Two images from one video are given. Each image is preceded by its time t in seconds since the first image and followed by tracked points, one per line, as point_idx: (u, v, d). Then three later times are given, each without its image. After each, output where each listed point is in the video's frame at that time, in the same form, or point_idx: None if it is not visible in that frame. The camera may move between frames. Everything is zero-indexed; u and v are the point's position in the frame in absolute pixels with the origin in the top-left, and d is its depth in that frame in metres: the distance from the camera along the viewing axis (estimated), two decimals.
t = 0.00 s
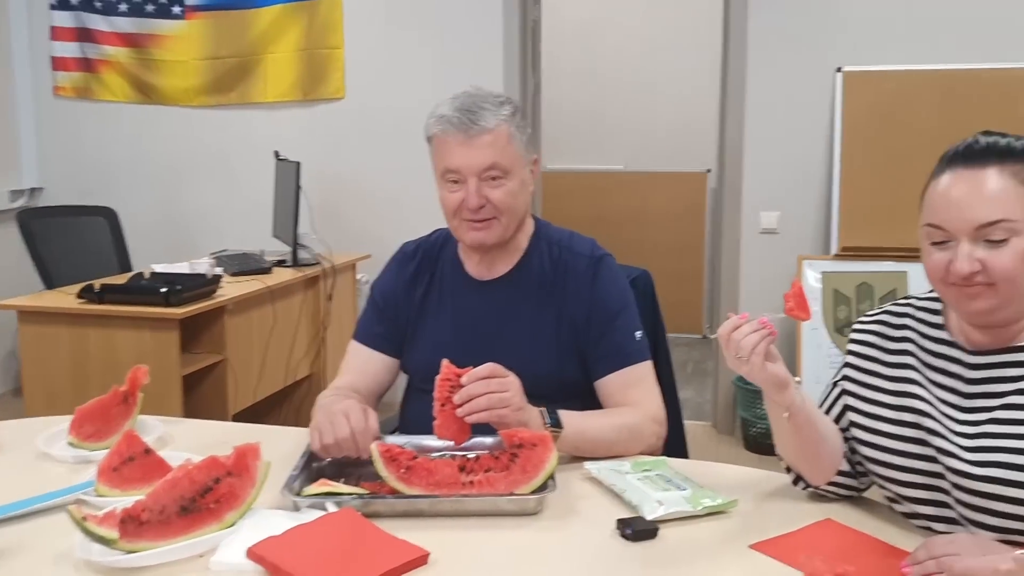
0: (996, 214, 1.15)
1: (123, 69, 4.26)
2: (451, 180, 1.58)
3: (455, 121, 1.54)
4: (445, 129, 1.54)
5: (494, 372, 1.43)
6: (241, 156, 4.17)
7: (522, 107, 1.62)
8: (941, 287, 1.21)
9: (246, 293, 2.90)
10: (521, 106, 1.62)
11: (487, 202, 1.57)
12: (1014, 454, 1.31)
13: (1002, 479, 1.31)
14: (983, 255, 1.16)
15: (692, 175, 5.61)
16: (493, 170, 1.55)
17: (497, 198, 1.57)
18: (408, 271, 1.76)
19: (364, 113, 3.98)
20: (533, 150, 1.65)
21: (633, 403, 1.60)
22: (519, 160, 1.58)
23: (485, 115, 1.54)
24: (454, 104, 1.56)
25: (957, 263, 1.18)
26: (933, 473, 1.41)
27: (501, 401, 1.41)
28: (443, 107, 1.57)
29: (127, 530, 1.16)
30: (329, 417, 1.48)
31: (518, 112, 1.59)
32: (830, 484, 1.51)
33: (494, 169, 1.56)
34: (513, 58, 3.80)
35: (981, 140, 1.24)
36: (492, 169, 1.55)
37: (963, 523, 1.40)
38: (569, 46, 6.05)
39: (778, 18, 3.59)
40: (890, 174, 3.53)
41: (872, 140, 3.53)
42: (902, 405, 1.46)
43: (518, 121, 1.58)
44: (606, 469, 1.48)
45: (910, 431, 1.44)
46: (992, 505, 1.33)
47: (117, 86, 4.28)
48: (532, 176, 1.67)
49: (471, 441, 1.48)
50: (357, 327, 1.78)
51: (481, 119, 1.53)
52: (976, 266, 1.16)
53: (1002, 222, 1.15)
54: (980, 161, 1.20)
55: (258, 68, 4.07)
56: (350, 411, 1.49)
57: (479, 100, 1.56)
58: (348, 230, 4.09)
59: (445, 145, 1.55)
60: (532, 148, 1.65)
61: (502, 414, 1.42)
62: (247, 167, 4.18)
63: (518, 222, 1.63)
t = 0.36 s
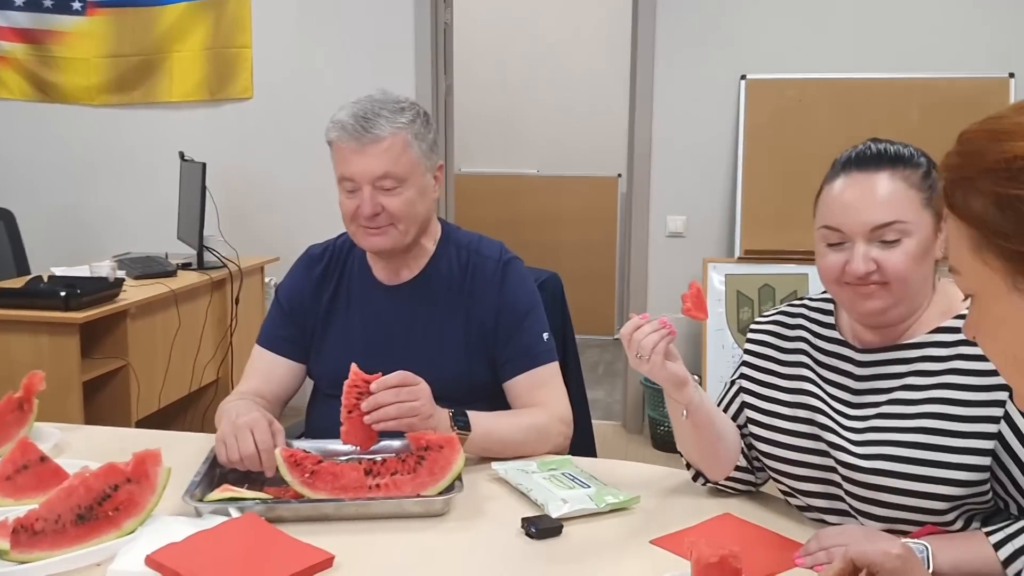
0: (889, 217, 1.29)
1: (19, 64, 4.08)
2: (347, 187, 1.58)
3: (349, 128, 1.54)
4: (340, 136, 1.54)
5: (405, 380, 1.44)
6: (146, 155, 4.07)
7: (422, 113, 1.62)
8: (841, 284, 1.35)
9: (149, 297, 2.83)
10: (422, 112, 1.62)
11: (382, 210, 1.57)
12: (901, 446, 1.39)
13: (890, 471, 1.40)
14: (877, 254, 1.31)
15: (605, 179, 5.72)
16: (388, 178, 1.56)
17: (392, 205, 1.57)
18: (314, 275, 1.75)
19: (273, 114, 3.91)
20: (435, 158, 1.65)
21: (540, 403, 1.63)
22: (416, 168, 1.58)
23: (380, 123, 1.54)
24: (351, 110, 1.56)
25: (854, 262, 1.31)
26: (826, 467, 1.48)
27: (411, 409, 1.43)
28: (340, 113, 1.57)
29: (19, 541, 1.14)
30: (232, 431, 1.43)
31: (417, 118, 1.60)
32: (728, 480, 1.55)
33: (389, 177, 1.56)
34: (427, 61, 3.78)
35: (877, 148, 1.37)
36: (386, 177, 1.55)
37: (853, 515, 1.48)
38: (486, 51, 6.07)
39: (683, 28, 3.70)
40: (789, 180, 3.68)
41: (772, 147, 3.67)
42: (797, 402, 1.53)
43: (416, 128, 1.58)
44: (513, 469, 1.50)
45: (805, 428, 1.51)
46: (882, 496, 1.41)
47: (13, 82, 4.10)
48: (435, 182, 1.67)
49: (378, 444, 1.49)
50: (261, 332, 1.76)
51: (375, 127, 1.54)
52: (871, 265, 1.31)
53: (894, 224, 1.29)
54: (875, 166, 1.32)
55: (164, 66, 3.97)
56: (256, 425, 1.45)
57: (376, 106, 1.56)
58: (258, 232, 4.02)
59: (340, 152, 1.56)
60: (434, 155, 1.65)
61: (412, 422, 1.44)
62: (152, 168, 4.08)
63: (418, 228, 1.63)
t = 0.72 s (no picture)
0: (830, 205, 1.44)
1: None
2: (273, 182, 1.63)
3: (276, 123, 1.59)
4: (267, 130, 1.60)
5: (339, 379, 1.46)
6: (81, 151, 3.98)
7: (354, 116, 1.65)
8: (781, 267, 1.47)
9: (82, 295, 2.78)
10: (354, 115, 1.65)
11: (300, 207, 1.60)
12: (822, 437, 1.45)
13: (812, 460, 1.45)
14: (817, 239, 1.44)
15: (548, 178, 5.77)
16: (306, 176, 1.59)
17: (310, 204, 1.59)
18: (250, 271, 1.75)
19: (211, 110, 3.87)
20: (366, 161, 1.67)
21: (477, 399, 1.65)
22: (338, 169, 1.60)
23: (304, 121, 1.58)
24: (283, 107, 1.61)
25: (797, 245, 1.44)
26: (751, 458, 1.53)
27: (346, 408, 1.44)
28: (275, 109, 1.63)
29: None
30: (162, 433, 1.42)
31: (345, 120, 1.62)
32: (659, 472, 1.59)
33: (308, 176, 1.59)
34: (367, 59, 3.77)
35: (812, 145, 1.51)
36: (304, 174, 1.58)
37: (779, 505, 1.53)
38: (429, 50, 6.07)
39: (622, 30, 3.75)
40: (726, 180, 3.77)
41: (709, 148, 3.75)
42: (724, 396, 1.58)
43: (342, 129, 1.61)
44: (449, 465, 1.52)
45: (732, 420, 1.56)
46: (804, 486, 1.46)
47: None
48: (365, 186, 1.68)
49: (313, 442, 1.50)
50: (196, 329, 1.76)
51: (299, 124, 1.58)
52: (812, 249, 1.44)
53: (832, 210, 1.44)
54: (813, 160, 1.47)
55: (98, 61, 3.90)
56: (186, 425, 1.44)
57: (306, 105, 1.61)
58: (196, 230, 3.97)
59: (268, 147, 1.61)
60: (364, 160, 1.67)
61: (347, 420, 1.45)
62: (86, 164, 3.99)
63: (342, 231, 1.63)
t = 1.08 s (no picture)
0: (771, 206, 1.49)
1: None
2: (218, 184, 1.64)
3: (220, 125, 1.60)
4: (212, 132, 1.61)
5: (285, 379, 1.48)
6: (28, 150, 3.92)
7: (299, 116, 1.65)
8: (724, 266, 1.52)
9: (29, 296, 2.74)
10: (299, 115, 1.65)
11: (245, 209, 1.61)
12: (759, 433, 1.50)
13: (750, 455, 1.50)
14: (758, 240, 1.49)
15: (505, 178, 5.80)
16: (251, 178, 1.60)
17: (254, 206, 1.61)
18: (198, 271, 1.77)
19: (162, 108, 3.83)
20: (311, 162, 1.67)
21: (427, 399, 1.68)
22: (282, 171, 1.61)
23: (247, 123, 1.59)
24: (228, 108, 1.62)
25: (740, 246, 1.49)
26: (691, 454, 1.58)
27: (292, 407, 1.46)
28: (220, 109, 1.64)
29: None
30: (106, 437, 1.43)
31: (289, 121, 1.63)
32: (604, 468, 1.64)
33: (252, 178, 1.60)
34: (321, 58, 3.76)
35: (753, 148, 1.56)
36: (247, 177, 1.59)
37: (718, 499, 1.58)
38: (386, 49, 6.06)
39: (576, 33, 3.80)
40: (678, 181, 3.83)
41: (662, 150, 3.82)
42: (666, 393, 1.63)
43: (286, 131, 1.62)
44: (397, 464, 1.54)
45: (673, 417, 1.61)
46: (741, 480, 1.51)
47: None
48: (312, 186, 1.69)
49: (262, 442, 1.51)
50: (144, 329, 1.76)
51: (242, 126, 1.58)
52: (754, 250, 1.49)
53: (773, 213, 1.49)
54: (753, 164, 1.52)
55: (47, 57, 3.86)
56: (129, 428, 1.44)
57: (250, 106, 1.61)
58: (147, 230, 3.93)
59: (213, 148, 1.62)
60: (309, 159, 1.67)
61: (294, 419, 1.47)
62: (34, 162, 3.93)
63: (286, 232, 1.65)
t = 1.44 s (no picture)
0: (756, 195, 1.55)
1: None
2: (216, 217, 1.61)
3: (215, 167, 1.54)
4: (205, 174, 1.54)
5: (251, 375, 1.51)
6: None
7: (277, 129, 1.62)
8: (712, 253, 1.56)
9: None
10: (276, 128, 1.61)
11: (256, 235, 1.63)
12: (721, 424, 1.53)
13: (712, 446, 1.53)
14: (750, 226, 1.54)
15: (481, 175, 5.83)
16: (261, 207, 1.60)
17: (265, 229, 1.64)
18: (165, 268, 1.78)
19: (133, 106, 3.83)
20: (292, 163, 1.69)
21: (394, 394, 1.70)
22: (284, 190, 1.62)
23: (244, 158, 1.54)
24: (209, 143, 1.54)
25: (734, 232, 1.53)
26: (656, 446, 1.61)
27: (259, 403, 1.49)
28: (196, 144, 1.55)
29: None
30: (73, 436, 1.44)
31: (275, 140, 1.59)
32: (569, 462, 1.67)
33: (261, 207, 1.60)
34: (294, 56, 3.77)
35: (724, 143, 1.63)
36: (258, 208, 1.60)
37: (683, 490, 1.61)
38: (362, 45, 6.07)
39: (548, 31, 3.83)
40: (649, 177, 3.87)
41: (634, 146, 3.86)
42: (629, 385, 1.66)
43: (279, 151, 1.60)
44: (365, 458, 1.57)
45: (637, 410, 1.64)
46: (704, 470, 1.55)
47: None
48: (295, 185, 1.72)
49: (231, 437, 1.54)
50: (111, 326, 1.78)
51: (241, 164, 1.54)
52: (746, 236, 1.53)
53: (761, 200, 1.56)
54: (731, 158, 1.59)
55: (18, 55, 3.84)
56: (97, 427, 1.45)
57: (235, 137, 1.55)
58: (119, 228, 3.92)
59: (206, 187, 1.56)
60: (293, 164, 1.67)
61: (261, 416, 1.50)
62: (5, 160, 3.91)
63: (288, 240, 1.72)
